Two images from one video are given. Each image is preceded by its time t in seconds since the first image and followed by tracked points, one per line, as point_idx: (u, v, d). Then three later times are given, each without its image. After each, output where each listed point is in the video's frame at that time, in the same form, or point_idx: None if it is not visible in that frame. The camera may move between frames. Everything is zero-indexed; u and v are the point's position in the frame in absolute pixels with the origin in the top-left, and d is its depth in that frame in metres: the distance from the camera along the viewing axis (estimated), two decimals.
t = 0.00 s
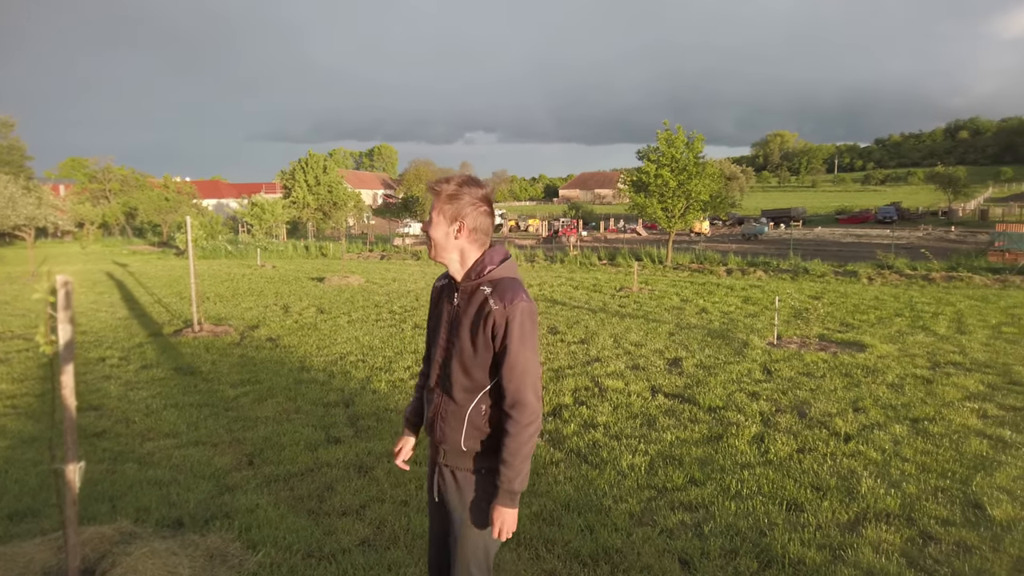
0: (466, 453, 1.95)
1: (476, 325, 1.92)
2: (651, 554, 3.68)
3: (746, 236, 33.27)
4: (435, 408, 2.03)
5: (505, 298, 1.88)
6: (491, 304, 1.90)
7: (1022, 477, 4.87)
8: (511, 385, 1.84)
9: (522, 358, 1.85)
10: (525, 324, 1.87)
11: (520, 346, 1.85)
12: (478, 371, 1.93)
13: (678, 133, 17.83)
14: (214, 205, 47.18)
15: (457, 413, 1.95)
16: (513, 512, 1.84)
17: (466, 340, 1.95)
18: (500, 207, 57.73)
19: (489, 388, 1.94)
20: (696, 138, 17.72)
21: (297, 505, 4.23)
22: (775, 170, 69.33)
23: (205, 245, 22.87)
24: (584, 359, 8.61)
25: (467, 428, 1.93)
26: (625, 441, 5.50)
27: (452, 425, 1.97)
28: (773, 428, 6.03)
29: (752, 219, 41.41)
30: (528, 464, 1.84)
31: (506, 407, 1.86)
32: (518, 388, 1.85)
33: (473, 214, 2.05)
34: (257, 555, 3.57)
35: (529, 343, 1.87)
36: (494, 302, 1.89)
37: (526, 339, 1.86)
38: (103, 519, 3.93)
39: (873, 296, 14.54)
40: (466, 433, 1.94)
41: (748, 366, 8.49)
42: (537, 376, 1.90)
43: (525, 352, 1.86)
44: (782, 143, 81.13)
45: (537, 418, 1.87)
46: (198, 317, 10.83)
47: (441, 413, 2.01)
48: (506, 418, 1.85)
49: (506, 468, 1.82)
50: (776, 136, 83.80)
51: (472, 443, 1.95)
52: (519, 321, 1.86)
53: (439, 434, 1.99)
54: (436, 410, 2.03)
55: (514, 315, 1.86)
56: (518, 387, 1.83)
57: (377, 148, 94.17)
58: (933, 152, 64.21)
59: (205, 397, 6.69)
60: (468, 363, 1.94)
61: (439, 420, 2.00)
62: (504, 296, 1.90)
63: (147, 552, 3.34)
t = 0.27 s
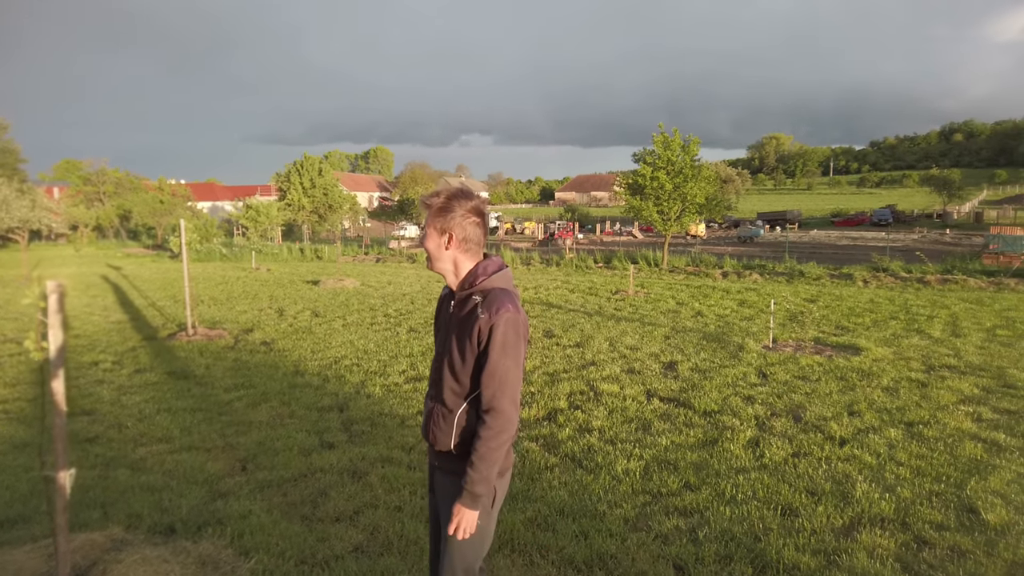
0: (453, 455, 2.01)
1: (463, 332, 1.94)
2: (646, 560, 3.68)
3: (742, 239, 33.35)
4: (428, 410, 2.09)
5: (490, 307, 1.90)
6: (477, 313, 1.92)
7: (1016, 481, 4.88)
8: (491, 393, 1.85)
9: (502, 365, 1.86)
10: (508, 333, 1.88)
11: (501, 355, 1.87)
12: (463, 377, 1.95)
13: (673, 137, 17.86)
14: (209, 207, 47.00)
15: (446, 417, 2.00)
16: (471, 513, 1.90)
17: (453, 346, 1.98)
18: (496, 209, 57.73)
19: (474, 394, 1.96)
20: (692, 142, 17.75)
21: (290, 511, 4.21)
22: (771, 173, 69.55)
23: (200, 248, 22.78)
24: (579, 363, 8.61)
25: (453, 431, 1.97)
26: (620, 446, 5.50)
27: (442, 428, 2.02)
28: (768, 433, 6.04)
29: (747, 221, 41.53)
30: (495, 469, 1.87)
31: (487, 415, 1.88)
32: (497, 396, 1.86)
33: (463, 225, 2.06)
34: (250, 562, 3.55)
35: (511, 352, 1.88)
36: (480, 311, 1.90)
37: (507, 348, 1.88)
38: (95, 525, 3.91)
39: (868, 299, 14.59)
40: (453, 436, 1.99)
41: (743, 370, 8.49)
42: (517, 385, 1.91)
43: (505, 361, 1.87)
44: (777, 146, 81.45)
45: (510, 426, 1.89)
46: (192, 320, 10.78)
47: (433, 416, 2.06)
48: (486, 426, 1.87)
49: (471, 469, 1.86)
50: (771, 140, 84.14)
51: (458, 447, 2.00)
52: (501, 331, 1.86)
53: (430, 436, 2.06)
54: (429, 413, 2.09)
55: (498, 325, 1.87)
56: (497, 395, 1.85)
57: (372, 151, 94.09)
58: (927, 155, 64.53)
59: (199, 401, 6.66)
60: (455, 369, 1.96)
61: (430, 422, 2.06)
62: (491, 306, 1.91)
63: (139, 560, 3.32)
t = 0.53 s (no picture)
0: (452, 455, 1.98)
1: (458, 330, 1.93)
2: (642, 565, 3.65)
3: (740, 242, 33.37)
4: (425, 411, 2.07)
5: (486, 304, 1.89)
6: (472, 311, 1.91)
7: (1014, 485, 4.86)
8: (487, 390, 1.84)
9: (498, 363, 1.85)
10: (502, 330, 1.87)
11: (497, 351, 1.85)
12: (460, 375, 1.93)
13: (671, 140, 17.88)
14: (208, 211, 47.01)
15: (443, 417, 1.98)
16: (480, 512, 1.88)
17: (449, 344, 1.96)
18: (495, 213, 57.77)
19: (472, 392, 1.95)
20: (690, 145, 17.78)
21: (285, 516, 4.18)
22: (769, 176, 69.69)
23: (198, 253, 22.76)
24: (577, 367, 8.59)
25: (451, 431, 1.96)
26: (617, 450, 5.48)
27: (440, 427, 2.00)
28: (765, 436, 6.02)
29: (745, 225, 41.57)
30: (495, 465, 1.86)
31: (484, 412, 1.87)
32: (494, 393, 1.85)
33: (456, 228, 2.05)
34: (243, 568, 3.53)
35: (507, 348, 1.87)
36: (475, 308, 1.89)
37: (503, 344, 1.87)
38: (88, 530, 3.89)
39: (867, 302, 14.59)
40: (451, 436, 1.97)
41: (741, 373, 8.48)
42: (514, 382, 1.90)
43: (501, 358, 1.86)
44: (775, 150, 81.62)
45: (508, 422, 1.88)
46: (189, 324, 10.77)
47: (430, 416, 2.04)
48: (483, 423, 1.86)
49: (474, 467, 1.85)
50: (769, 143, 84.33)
51: (456, 446, 1.97)
52: (496, 327, 1.85)
53: (428, 437, 2.03)
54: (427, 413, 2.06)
55: (494, 322, 1.86)
56: (495, 392, 1.84)
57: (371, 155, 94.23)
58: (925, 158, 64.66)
59: (194, 406, 6.63)
60: (451, 368, 1.95)
61: (428, 422, 2.03)
62: (487, 304, 1.90)
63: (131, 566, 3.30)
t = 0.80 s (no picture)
0: (450, 451, 1.96)
1: (455, 323, 1.92)
2: (636, 563, 3.64)
3: (739, 242, 33.37)
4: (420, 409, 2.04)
5: (482, 297, 1.89)
6: (467, 304, 1.90)
7: (1010, 482, 4.85)
8: (487, 381, 1.84)
9: (497, 355, 1.85)
10: (500, 322, 1.86)
11: (496, 344, 1.85)
12: (457, 369, 1.92)
13: (669, 140, 17.86)
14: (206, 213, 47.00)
15: (439, 413, 1.96)
16: (498, 506, 1.85)
17: (445, 339, 1.95)
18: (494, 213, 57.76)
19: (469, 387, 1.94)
20: (688, 145, 17.77)
21: (279, 515, 4.17)
22: (768, 176, 69.72)
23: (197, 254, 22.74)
24: (574, 366, 8.58)
25: (449, 426, 1.93)
26: (614, 449, 5.46)
27: (436, 423, 1.97)
28: (762, 435, 6.01)
29: (744, 224, 41.58)
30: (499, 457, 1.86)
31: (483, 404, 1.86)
32: (495, 384, 1.85)
33: (448, 224, 2.04)
34: (236, 567, 3.51)
35: (505, 340, 1.87)
36: (471, 301, 1.89)
37: (501, 336, 1.87)
38: (82, 530, 3.87)
39: (865, 301, 14.57)
40: (449, 432, 1.95)
41: (739, 372, 8.46)
42: (513, 373, 1.90)
43: (500, 349, 1.86)
44: (774, 150, 81.66)
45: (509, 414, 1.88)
46: (187, 325, 10.76)
47: (425, 413, 2.01)
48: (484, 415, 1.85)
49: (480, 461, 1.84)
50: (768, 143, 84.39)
51: (454, 442, 1.95)
52: (494, 319, 1.85)
53: (424, 434, 2.00)
54: (421, 410, 2.03)
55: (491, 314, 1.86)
56: (495, 383, 1.84)
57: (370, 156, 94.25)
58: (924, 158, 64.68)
59: (191, 406, 6.61)
60: (448, 362, 1.93)
61: (423, 419, 2.00)
62: (483, 296, 1.90)
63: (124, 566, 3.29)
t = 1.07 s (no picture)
0: (455, 448, 1.94)
1: (459, 320, 1.91)
2: (636, 562, 3.64)
3: (742, 240, 33.28)
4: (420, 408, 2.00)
5: (487, 292, 1.90)
6: (472, 300, 1.90)
7: (1012, 481, 4.83)
8: (495, 373, 1.85)
9: (503, 348, 1.86)
10: (505, 317, 1.88)
11: (502, 338, 1.86)
12: (461, 364, 1.92)
13: (671, 138, 17.83)
14: (210, 213, 47.07)
15: (443, 411, 1.94)
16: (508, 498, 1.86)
17: (448, 336, 1.93)
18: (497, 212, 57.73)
19: (473, 382, 1.93)
20: (690, 143, 17.74)
21: (280, 514, 4.17)
22: (771, 175, 69.52)
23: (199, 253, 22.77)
24: (576, 365, 8.57)
25: (454, 422, 1.92)
26: (615, 448, 5.45)
27: (438, 421, 1.95)
28: (764, 433, 6.00)
29: (747, 223, 41.49)
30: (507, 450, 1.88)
31: (491, 397, 1.87)
32: (502, 376, 1.87)
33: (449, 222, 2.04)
34: (236, 566, 3.52)
35: (510, 333, 1.89)
36: (476, 297, 1.89)
37: (507, 330, 1.88)
38: (83, 528, 3.89)
39: (868, 299, 14.53)
40: (453, 429, 1.93)
41: (741, 371, 8.44)
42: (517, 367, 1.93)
43: (506, 343, 1.87)
44: (777, 148, 81.46)
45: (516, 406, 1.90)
46: (189, 325, 10.78)
47: (426, 412, 1.97)
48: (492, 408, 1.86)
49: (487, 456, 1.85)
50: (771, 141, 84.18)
51: (459, 438, 1.94)
52: (500, 314, 1.87)
53: (426, 433, 1.97)
54: (422, 410, 1.99)
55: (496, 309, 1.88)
56: (503, 376, 1.85)
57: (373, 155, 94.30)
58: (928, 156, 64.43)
59: (193, 406, 6.63)
60: (451, 358, 1.93)
61: (425, 417, 1.97)
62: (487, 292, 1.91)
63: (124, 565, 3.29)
